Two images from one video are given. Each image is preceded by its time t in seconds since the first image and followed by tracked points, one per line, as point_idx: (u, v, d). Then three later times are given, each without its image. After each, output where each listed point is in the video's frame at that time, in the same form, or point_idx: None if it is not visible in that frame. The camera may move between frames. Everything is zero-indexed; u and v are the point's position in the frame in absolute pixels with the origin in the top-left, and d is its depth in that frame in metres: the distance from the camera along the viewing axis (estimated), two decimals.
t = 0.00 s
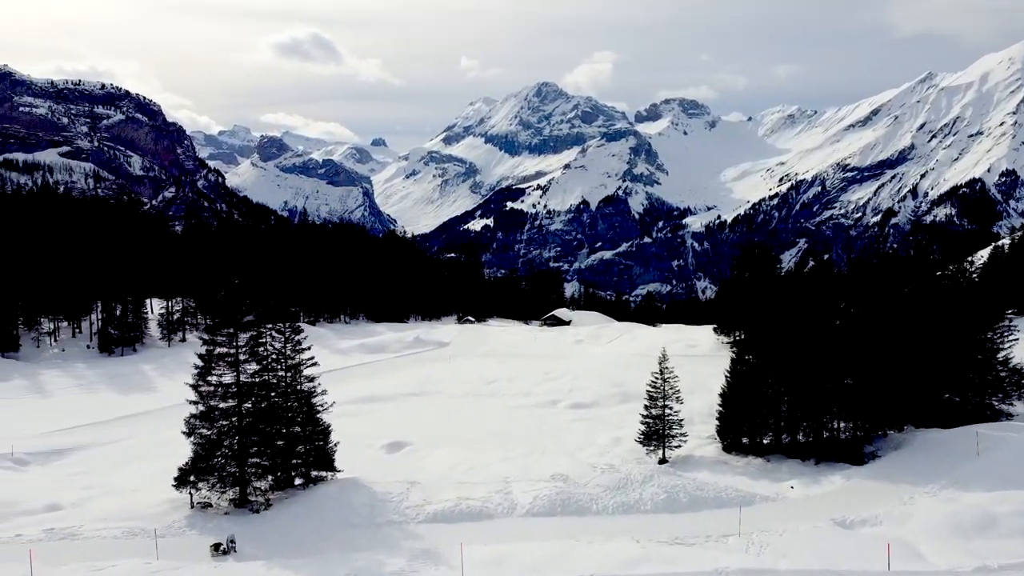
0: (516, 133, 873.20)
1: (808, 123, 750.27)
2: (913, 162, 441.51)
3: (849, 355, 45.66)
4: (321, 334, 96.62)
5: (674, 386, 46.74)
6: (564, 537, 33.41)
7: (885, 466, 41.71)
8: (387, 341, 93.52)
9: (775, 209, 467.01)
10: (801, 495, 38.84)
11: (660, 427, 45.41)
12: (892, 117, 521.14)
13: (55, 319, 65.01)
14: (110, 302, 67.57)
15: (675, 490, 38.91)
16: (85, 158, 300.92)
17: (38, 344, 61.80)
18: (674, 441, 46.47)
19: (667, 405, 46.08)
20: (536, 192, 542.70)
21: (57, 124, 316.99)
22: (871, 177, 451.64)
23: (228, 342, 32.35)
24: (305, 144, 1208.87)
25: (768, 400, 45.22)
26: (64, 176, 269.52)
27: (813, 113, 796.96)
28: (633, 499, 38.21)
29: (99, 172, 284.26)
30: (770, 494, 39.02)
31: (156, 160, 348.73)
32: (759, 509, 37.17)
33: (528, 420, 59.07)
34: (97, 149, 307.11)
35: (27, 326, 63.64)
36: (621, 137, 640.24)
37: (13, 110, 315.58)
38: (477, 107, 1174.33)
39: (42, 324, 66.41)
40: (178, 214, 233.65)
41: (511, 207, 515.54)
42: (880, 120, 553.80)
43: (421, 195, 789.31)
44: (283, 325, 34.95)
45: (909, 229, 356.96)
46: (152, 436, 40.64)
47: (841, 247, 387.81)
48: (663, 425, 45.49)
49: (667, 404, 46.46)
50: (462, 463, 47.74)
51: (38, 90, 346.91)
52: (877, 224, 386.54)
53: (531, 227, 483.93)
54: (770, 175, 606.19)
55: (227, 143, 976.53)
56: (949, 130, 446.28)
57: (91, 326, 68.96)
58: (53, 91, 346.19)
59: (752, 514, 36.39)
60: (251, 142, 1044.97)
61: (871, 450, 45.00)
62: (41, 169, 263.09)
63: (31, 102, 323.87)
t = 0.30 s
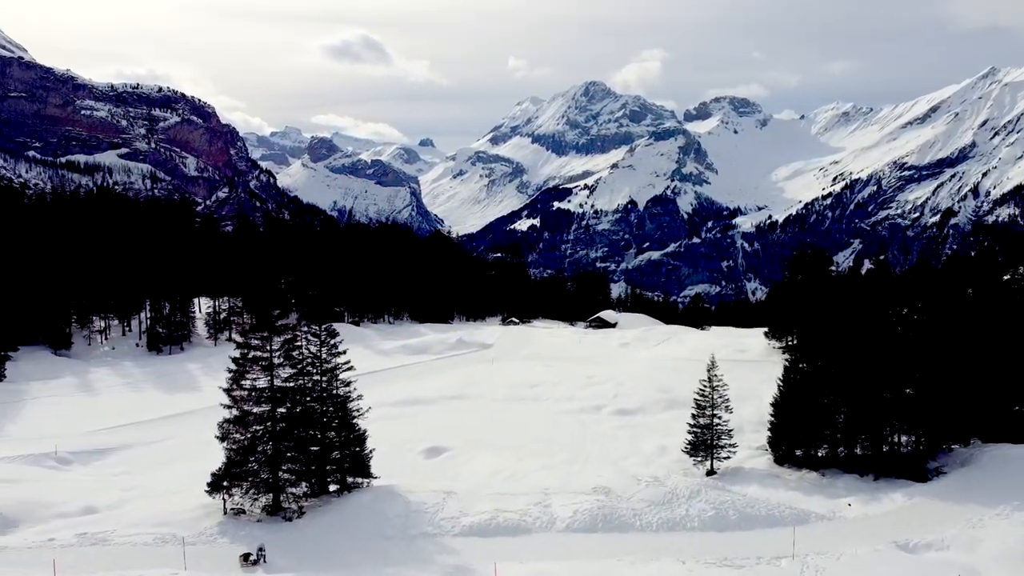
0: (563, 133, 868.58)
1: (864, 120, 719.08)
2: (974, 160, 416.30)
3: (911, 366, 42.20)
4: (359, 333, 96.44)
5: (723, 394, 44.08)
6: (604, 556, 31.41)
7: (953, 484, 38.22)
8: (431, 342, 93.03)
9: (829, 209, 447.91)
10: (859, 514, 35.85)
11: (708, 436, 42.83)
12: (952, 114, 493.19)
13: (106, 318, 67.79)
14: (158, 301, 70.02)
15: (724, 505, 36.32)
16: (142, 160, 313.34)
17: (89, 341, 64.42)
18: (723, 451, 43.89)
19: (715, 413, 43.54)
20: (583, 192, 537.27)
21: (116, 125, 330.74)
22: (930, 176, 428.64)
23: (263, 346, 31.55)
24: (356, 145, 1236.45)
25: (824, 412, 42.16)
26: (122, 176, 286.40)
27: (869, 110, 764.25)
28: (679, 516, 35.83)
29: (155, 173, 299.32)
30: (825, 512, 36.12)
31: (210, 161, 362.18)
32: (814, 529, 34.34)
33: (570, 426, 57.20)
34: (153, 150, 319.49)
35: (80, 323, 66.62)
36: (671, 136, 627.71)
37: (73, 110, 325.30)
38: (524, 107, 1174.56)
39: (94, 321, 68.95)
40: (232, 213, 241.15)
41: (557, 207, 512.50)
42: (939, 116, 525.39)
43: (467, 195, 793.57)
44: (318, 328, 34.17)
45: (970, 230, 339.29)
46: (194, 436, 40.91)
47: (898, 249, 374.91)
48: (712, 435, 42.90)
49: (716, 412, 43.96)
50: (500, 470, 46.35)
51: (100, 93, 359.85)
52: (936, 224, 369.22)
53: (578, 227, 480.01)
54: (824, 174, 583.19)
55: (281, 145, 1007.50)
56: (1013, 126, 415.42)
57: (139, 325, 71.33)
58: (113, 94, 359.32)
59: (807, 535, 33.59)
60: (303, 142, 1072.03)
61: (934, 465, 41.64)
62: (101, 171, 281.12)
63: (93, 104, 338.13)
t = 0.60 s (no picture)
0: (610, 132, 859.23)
1: (924, 117, 684.63)
2: None
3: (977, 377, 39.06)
4: (394, 334, 96.11)
5: (774, 404, 41.56)
6: None
7: None
8: (473, 344, 92.34)
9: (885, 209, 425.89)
10: (922, 537, 32.90)
11: (758, 448, 40.30)
12: (1019, 108, 464.85)
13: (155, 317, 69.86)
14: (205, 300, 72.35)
15: (774, 524, 33.89)
16: (197, 161, 327.82)
17: (138, 340, 66.77)
18: (774, 464, 41.30)
19: (765, 424, 41.08)
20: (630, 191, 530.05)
21: (171, 127, 344.23)
22: (993, 174, 404.34)
23: (296, 349, 31.06)
24: (405, 146, 1257.11)
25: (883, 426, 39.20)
26: (178, 177, 299.07)
27: (929, 107, 729.16)
28: (727, 534, 33.53)
29: (209, 174, 311.11)
30: (885, 533, 33.34)
31: (262, 162, 375.03)
32: (873, 552, 31.64)
33: (612, 433, 55.33)
34: (208, 152, 333.29)
35: (131, 322, 69.24)
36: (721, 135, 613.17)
37: (133, 113, 344.32)
38: (571, 107, 1168.91)
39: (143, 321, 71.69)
40: (283, 212, 248.38)
41: (605, 207, 506.52)
42: (1004, 112, 496.29)
43: (513, 195, 795.37)
44: (352, 332, 33.55)
45: None
46: (235, 437, 41.15)
47: (957, 249, 357.09)
48: (762, 447, 40.45)
49: (766, 423, 41.49)
50: (537, 478, 45.00)
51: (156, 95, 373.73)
52: (999, 224, 348.10)
53: (625, 227, 473.34)
54: (881, 173, 558.50)
55: (332, 146, 1033.27)
56: None
57: (187, 325, 73.50)
58: (169, 97, 373.22)
59: (866, 557, 30.93)
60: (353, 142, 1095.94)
61: (1004, 485, 38.33)
62: (158, 172, 294.32)
63: (151, 107, 353.00)
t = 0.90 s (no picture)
0: (659, 131, 843.84)
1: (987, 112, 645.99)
2: None
3: None
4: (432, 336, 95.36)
5: (827, 416, 38.92)
6: None
7: None
8: (515, 346, 91.01)
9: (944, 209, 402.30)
10: (992, 563, 29.96)
11: (809, 462, 37.87)
12: None
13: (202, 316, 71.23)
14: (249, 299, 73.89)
15: (827, 548, 31.42)
16: (250, 161, 338.29)
17: (184, 340, 68.20)
18: (827, 480, 38.65)
19: (818, 437, 38.54)
20: (678, 192, 519.40)
21: (224, 129, 356.64)
22: None
23: (328, 354, 30.37)
24: (452, 146, 1272.20)
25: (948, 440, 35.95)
26: (230, 178, 309.06)
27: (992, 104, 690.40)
28: (776, 556, 31.25)
29: (261, 176, 320.36)
30: (950, 559, 30.48)
31: (312, 163, 384.32)
32: None
33: (654, 440, 53.15)
34: (259, 153, 343.22)
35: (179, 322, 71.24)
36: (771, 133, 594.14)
37: (189, 115, 358.23)
38: (619, 106, 1155.20)
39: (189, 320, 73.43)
40: (331, 212, 253.66)
41: (652, 208, 498.12)
42: None
43: (559, 195, 792.21)
44: (386, 336, 32.82)
45: None
46: (273, 438, 41.27)
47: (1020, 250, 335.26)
48: (814, 461, 37.93)
49: (818, 436, 38.94)
50: (573, 486, 43.44)
51: (211, 99, 388.23)
52: None
53: (673, 228, 463.96)
54: (941, 172, 530.20)
55: (380, 146, 1052.15)
56: None
57: (231, 324, 75.12)
58: (224, 99, 387.29)
59: None
60: (402, 143, 1112.39)
61: None
62: (212, 173, 304.82)
63: (206, 110, 366.63)
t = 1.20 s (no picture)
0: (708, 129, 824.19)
1: None
2: None
3: None
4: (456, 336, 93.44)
5: (884, 431, 36.09)
6: None
7: None
8: (557, 349, 89.22)
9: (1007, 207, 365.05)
10: None
11: (864, 477, 35.15)
12: None
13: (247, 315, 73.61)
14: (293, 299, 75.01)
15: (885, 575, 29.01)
16: (299, 161, 347.74)
17: (229, 339, 70.12)
18: (883, 496, 35.88)
19: (875, 451, 35.72)
20: (727, 192, 506.11)
21: (276, 131, 367.51)
22: None
23: (357, 360, 29.43)
24: (498, 147, 1278.52)
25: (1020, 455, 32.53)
26: (281, 178, 317.63)
27: None
28: None
29: (310, 176, 328.02)
30: None
31: (359, 163, 391.40)
32: None
33: (699, 448, 50.31)
34: (308, 154, 352.36)
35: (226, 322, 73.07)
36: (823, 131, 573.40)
37: (241, 117, 370.30)
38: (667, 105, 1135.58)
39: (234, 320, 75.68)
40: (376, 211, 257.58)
41: (700, 208, 486.82)
42: None
43: (604, 194, 784.85)
44: (419, 341, 32.06)
45: None
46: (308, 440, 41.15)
47: None
48: (869, 476, 35.25)
49: (875, 450, 36.15)
50: (611, 495, 41.46)
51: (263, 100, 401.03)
52: None
53: (721, 228, 452.17)
54: (1001, 170, 500.36)
55: (427, 147, 1065.07)
56: None
57: (275, 325, 76.49)
58: (275, 101, 399.63)
59: None
60: (448, 143, 1123.76)
61: None
62: (263, 173, 313.98)
63: (258, 111, 378.52)
